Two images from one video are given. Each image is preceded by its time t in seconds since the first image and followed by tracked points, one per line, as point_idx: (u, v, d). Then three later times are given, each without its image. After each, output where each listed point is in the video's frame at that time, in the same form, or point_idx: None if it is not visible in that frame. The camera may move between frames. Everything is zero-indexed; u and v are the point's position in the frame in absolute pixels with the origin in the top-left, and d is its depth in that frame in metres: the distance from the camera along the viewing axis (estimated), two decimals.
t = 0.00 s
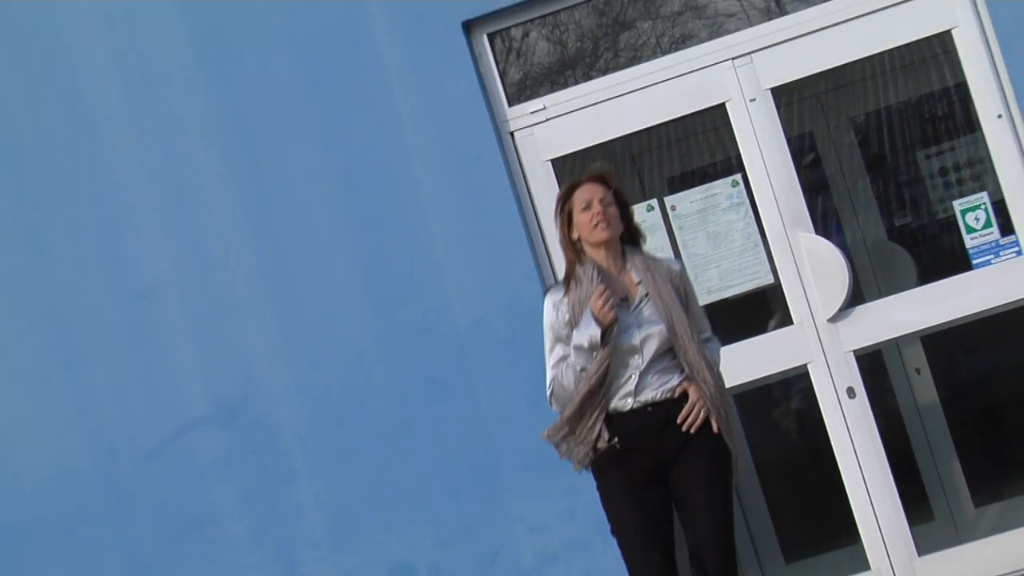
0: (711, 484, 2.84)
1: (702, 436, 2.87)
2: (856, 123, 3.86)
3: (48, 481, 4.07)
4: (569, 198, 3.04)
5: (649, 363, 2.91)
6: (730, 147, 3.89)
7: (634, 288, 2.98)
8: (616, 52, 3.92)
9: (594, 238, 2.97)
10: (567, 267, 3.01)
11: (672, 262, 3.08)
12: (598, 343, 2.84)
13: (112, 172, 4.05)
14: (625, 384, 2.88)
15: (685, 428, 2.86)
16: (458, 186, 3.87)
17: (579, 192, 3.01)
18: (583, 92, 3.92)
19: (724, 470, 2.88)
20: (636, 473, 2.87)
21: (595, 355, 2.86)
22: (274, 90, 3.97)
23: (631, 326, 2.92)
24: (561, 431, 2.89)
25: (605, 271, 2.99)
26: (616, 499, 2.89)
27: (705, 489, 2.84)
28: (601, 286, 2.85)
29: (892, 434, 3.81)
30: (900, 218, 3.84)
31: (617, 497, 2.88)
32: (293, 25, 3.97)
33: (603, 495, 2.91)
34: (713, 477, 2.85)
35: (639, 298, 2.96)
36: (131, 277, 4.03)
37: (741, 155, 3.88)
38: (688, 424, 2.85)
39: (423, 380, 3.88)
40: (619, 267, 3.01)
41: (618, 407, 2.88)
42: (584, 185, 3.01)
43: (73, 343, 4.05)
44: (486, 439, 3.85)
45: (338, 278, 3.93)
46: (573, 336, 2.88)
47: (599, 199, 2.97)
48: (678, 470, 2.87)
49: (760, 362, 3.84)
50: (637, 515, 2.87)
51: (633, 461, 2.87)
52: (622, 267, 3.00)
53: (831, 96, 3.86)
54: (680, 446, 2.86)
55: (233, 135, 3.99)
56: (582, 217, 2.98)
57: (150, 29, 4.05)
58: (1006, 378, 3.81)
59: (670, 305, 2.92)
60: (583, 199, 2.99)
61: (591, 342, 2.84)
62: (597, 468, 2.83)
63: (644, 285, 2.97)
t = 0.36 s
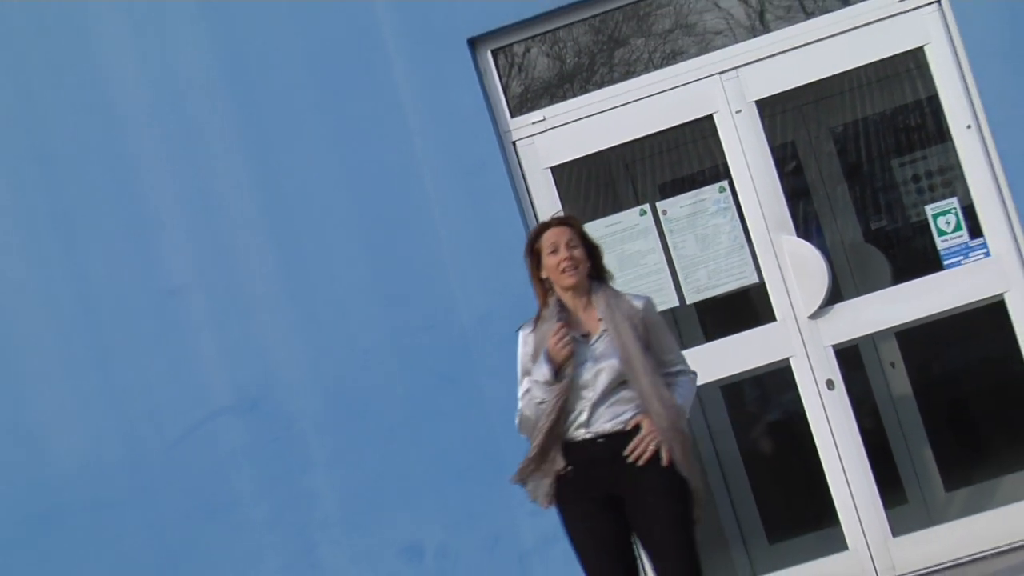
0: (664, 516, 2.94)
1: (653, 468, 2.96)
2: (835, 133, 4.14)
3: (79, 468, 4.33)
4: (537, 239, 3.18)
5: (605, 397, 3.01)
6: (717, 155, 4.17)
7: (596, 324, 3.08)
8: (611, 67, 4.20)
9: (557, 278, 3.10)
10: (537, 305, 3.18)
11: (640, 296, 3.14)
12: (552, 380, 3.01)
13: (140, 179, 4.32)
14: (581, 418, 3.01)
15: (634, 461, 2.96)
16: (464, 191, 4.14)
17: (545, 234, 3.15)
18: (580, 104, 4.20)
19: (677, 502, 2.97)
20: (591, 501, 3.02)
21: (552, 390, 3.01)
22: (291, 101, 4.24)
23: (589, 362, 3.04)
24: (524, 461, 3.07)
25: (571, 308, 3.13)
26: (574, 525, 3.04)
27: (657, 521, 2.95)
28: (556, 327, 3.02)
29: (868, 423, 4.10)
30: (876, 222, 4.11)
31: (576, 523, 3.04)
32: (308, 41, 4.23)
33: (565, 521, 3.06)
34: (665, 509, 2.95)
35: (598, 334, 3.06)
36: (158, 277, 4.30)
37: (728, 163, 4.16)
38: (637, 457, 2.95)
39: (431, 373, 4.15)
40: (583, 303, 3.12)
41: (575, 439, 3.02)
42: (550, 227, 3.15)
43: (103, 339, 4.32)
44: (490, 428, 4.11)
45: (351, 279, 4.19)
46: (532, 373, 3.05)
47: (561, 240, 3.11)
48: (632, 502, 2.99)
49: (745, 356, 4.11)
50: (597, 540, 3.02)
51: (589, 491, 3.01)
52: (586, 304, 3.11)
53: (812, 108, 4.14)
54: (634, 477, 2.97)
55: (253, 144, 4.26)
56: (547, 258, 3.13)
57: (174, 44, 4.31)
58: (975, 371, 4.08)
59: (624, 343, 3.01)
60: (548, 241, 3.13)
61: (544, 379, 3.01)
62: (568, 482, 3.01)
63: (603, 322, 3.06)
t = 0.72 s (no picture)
0: (647, 513, 3.08)
1: (635, 463, 3.10)
2: (826, 144, 4.42)
3: (120, 457, 4.64)
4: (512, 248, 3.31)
5: (585, 397, 3.16)
6: (716, 165, 4.45)
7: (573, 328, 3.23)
8: (617, 82, 4.49)
9: (534, 286, 3.24)
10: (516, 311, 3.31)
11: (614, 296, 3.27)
12: (534, 384, 3.15)
13: (175, 187, 4.61)
14: (564, 419, 3.16)
15: (616, 458, 3.10)
16: (479, 198, 4.43)
17: (520, 243, 3.28)
18: (587, 117, 4.49)
19: (659, 496, 3.12)
20: (576, 499, 3.16)
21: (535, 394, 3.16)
22: (317, 114, 4.53)
23: (569, 364, 3.18)
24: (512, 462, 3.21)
25: (549, 313, 3.27)
26: (562, 523, 3.17)
27: (640, 515, 3.08)
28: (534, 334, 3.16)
29: (857, 415, 4.38)
30: (864, 227, 4.40)
31: (564, 523, 3.17)
32: (333, 57, 4.52)
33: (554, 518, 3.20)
34: (647, 502, 3.09)
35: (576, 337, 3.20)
36: (192, 279, 4.59)
37: (725, 172, 4.44)
38: (619, 453, 3.09)
39: (449, 369, 4.44)
40: (561, 308, 3.26)
41: (559, 439, 3.16)
42: (524, 236, 3.28)
43: (141, 336, 4.62)
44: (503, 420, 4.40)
45: (373, 280, 4.49)
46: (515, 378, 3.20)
47: (536, 249, 3.24)
48: (615, 499, 3.13)
49: (742, 353, 4.40)
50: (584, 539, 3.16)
51: (574, 489, 3.15)
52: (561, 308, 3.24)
53: (804, 121, 4.42)
54: (616, 474, 3.12)
55: (281, 153, 4.55)
56: (523, 266, 3.26)
57: (206, 61, 4.60)
58: (957, 366, 4.35)
59: (601, 345, 3.14)
60: (523, 250, 3.26)
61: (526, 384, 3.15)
62: (558, 480, 3.16)
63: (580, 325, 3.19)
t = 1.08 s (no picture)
0: (671, 541, 3.15)
1: (661, 495, 3.17)
2: (836, 153, 4.71)
3: (174, 448, 4.95)
4: (536, 284, 3.38)
5: (612, 430, 3.21)
6: (732, 173, 4.75)
7: (598, 361, 3.28)
8: (640, 95, 4.79)
9: (558, 322, 3.31)
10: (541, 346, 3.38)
11: (637, 329, 3.34)
12: (561, 417, 3.20)
13: (225, 193, 4.91)
14: (591, 451, 3.22)
15: (641, 490, 3.16)
16: (511, 204, 4.72)
17: (543, 281, 3.36)
18: (612, 129, 4.79)
19: (681, 526, 3.19)
20: (600, 528, 3.23)
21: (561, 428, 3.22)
22: (359, 125, 4.83)
23: (594, 397, 3.23)
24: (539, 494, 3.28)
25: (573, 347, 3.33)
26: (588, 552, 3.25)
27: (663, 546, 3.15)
28: (560, 368, 3.22)
29: (865, 407, 4.67)
30: (872, 231, 4.69)
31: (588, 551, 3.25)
32: (373, 72, 4.82)
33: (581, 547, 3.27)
34: (671, 533, 3.16)
35: (601, 370, 3.26)
36: (241, 280, 4.89)
37: (741, 180, 4.74)
38: (644, 487, 3.15)
39: (482, 364, 4.74)
40: (585, 342, 3.32)
41: (586, 470, 3.22)
42: (547, 275, 3.36)
43: (194, 334, 4.93)
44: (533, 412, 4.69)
45: (412, 281, 4.79)
46: (542, 411, 3.26)
47: (559, 288, 3.33)
48: (638, 529, 3.20)
49: (757, 349, 4.69)
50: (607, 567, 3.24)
51: (599, 519, 3.23)
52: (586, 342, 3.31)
53: (815, 131, 4.71)
54: (641, 504, 3.18)
55: (324, 162, 4.85)
56: (546, 302, 3.34)
57: (255, 75, 4.91)
58: (959, 362, 4.64)
59: (626, 378, 3.20)
60: (546, 289, 3.34)
61: (552, 418, 3.21)
62: (583, 510, 3.23)
63: (605, 359, 3.25)
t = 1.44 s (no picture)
0: (660, 516, 3.55)
1: (654, 474, 3.58)
2: (824, 165, 5.18)
3: (219, 434, 5.41)
4: (556, 275, 3.85)
5: (614, 411, 3.65)
6: (729, 183, 5.21)
7: (606, 349, 3.74)
8: (645, 112, 5.26)
9: (571, 310, 3.76)
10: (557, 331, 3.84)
11: (645, 323, 3.78)
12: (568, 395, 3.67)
13: (267, 201, 5.38)
14: (593, 429, 3.66)
15: (636, 469, 3.57)
16: (528, 211, 5.19)
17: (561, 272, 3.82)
18: (620, 143, 5.25)
19: (674, 507, 3.58)
20: (599, 504, 3.65)
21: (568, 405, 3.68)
22: (389, 139, 5.30)
23: (600, 380, 3.69)
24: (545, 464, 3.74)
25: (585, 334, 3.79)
26: (585, 522, 3.69)
27: (656, 525, 3.55)
28: (569, 351, 3.68)
29: (850, 396, 5.14)
30: (856, 236, 5.15)
31: (587, 525, 3.68)
32: (402, 90, 5.29)
33: (579, 517, 3.72)
34: (663, 513, 3.56)
35: (608, 357, 3.71)
36: (281, 281, 5.37)
37: (737, 189, 5.20)
38: (638, 466, 3.56)
39: (501, 357, 5.20)
40: (596, 330, 3.78)
41: (588, 447, 3.66)
42: (567, 265, 3.81)
43: (238, 330, 5.41)
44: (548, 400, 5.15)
45: (437, 281, 5.25)
46: (552, 389, 3.73)
47: (576, 278, 3.77)
48: (635, 508, 3.62)
49: (752, 344, 5.16)
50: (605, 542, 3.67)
51: (597, 497, 3.65)
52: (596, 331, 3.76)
53: (805, 145, 5.17)
54: (637, 482, 3.59)
55: (357, 172, 5.32)
56: (563, 291, 3.79)
57: (294, 94, 5.38)
58: (936, 355, 5.10)
59: (628, 365, 3.64)
60: (565, 279, 3.79)
61: (559, 397, 3.68)
62: (584, 482, 3.67)
63: (612, 346, 3.70)
